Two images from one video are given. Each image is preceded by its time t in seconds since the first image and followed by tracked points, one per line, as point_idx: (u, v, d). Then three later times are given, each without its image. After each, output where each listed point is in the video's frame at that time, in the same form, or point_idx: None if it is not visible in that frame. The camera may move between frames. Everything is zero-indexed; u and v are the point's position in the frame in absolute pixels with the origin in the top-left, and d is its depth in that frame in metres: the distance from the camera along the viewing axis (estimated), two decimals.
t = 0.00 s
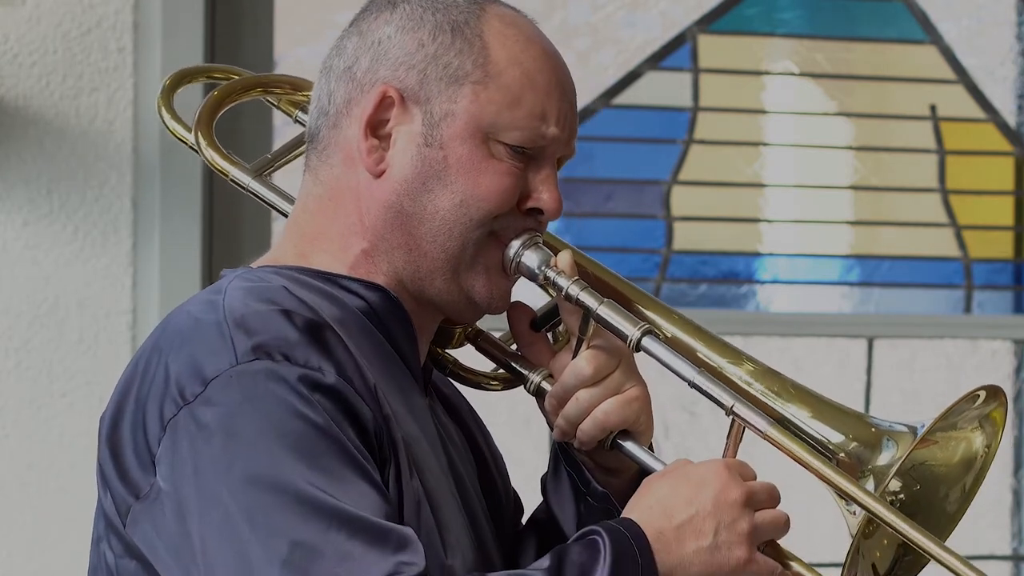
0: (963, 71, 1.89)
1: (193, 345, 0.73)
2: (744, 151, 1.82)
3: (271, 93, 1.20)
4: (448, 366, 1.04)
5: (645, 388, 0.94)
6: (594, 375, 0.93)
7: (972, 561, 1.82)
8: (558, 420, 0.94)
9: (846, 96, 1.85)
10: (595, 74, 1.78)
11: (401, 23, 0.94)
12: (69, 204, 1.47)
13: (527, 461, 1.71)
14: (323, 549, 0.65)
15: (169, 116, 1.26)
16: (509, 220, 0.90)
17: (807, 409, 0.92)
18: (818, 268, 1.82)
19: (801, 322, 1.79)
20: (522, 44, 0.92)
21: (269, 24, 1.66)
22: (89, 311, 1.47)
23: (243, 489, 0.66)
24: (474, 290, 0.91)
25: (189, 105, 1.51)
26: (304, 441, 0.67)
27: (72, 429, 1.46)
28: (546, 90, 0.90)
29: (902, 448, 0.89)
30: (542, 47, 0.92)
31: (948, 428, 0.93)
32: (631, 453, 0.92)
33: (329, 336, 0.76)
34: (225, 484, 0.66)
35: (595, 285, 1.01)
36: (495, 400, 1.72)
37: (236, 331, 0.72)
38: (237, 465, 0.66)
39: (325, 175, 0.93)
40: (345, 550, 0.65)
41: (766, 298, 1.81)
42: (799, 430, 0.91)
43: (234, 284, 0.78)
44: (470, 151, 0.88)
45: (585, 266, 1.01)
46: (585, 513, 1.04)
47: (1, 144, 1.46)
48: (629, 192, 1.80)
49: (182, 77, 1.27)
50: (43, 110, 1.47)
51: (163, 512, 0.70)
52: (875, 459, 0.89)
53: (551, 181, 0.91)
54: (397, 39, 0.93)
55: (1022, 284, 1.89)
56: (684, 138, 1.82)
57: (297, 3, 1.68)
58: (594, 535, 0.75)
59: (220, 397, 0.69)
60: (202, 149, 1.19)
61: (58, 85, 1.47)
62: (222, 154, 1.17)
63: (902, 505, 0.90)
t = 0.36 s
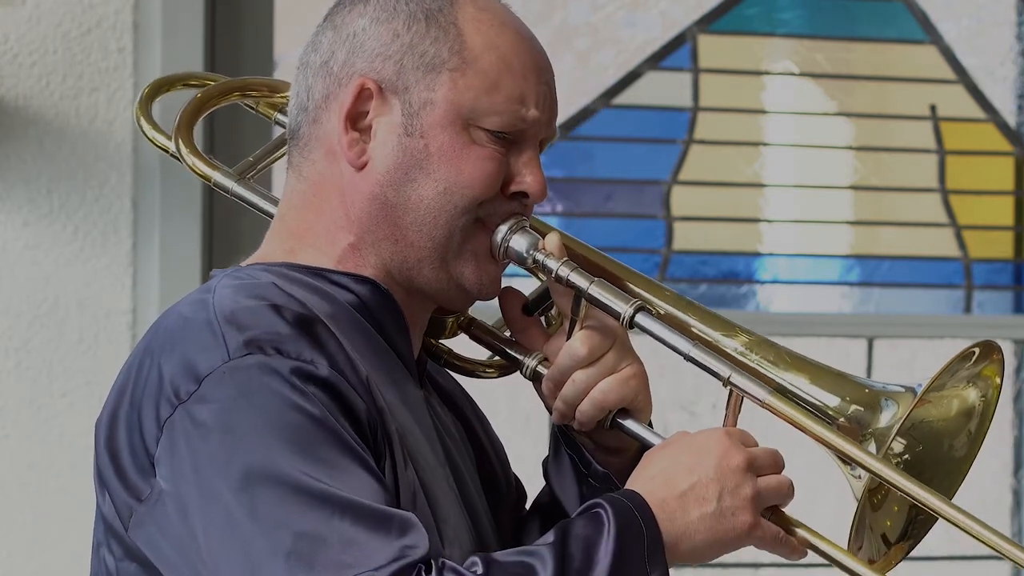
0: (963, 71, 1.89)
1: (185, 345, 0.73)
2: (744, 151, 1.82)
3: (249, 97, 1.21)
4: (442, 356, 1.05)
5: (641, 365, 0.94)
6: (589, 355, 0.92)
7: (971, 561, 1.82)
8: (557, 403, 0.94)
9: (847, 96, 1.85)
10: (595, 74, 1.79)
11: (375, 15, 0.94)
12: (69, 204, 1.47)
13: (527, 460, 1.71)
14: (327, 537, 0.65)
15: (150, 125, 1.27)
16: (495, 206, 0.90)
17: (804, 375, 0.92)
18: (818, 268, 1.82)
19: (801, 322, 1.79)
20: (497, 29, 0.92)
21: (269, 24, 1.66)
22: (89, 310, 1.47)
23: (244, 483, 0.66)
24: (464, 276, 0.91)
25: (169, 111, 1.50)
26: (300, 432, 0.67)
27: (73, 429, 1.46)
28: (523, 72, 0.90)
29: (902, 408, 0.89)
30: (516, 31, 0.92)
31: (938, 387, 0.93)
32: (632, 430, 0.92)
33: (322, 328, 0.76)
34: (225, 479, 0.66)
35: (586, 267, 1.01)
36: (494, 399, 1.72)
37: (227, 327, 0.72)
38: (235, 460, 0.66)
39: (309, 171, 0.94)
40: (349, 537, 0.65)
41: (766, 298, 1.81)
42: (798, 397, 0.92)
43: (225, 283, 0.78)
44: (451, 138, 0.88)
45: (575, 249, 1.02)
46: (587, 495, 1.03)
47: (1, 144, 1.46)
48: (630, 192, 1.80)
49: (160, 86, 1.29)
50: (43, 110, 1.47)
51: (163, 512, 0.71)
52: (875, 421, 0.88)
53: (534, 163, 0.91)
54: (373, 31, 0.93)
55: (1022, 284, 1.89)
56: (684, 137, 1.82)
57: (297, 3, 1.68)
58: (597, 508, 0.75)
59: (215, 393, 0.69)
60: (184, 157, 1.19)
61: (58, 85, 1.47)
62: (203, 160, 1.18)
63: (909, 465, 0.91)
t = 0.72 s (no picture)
0: (963, 71, 1.89)
1: (207, 351, 0.72)
2: (744, 151, 1.82)
3: (256, 98, 1.21)
4: (452, 360, 1.08)
5: (653, 372, 0.94)
6: (603, 361, 0.92)
7: (972, 561, 1.82)
8: (569, 409, 0.93)
9: (846, 96, 1.85)
10: (596, 74, 1.78)
11: (384, 18, 0.94)
12: (70, 204, 1.47)
13: (527, 460, 1.71)
14: (353, 545, 0.63)
15: (156, 126, 1.26)
16: (508, 208, 0.91)
17: (815, 383, 0.87)
18: (818, 268, 1.82)
19: (804, 322, 1.78)
20: (504, 30, 0.91)
21: (269, 24, 1.66)
22: (89, 310, 1.47)
23: (265, 489, 0.65)
24: (481, 281, 0.92)
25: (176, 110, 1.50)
26: (327, 443, 0.67)
27: (73, 429, 1.46)
28: (530, 72, 0.90)
29: (918, 417, 0.81)
30: (524, 31, 0.92)
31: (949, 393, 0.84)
32: (644, 438, 0.92)
33: (341, 344, 0.77)
34: (247, 483, 0.65)
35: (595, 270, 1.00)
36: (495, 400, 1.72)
37: (251, 336, 0.72)
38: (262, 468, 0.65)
39: (319, 174, 0.94)
40: (375, 546, 0.64)
41: (766, 298, 1.80)
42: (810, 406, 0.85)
43: (247, 291, 0.78)
44: (463, 141, 0.88)
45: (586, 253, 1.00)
46: (598, 502, 1.01)
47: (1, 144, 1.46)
48: (629, 192, 1.80)
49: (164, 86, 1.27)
50: (43, 110, 1.47)
51: (179, 517, 0.68)
52: (888, 432, 0.81)
53: (544, 164, 0.92)
54: (381, 35, 0.93)
55: (1023, 284, 1.90)
56: (684, 137, 1.82)
57: (297, 3, 1.68)
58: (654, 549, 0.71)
59: (240, 401, 0.68)
60: (191, 158, 1.19)
61: (58, 85, 1.47)
62: (212, 161, 1.17)
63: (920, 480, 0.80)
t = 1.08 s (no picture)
0: (963, 71, 1.89)
1: (227, 359, 0.71)
2: (744, 151, 1.82)
3: (306, 78, 1.19)
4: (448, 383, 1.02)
5: (646, 435, 0.93)
6: (599, 417, 0.91)
7: (971, 562, 1.82)
8: (555, 454, 0.93)
9: (846, 96, 1.85)
10: (596, 74, 1.78)
11: (427, 40, 0.91)
12: (69, 204, 1.47)
13: (527, 461, 1.71)
14: None
15: (199, 86, 1.23)
16: (536, 246, 0.89)
17: (803, 480, 0.92)
18: (818, 268, 1.82)
19: (801, 322, 1.79)
20: (550, 63, 0.89)
21: (269, 25, 1.66)
22: (89, 311, 1.47)
23: (263, 516, 0.63)
24: (492, 322, 0.90)
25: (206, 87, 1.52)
26: (333, 475, 0.65)
27: (72, 429, 1.46)
28: (574, 110, 0.88)
29: (893, 537, 0.87)
30: (569, 64, 0.90)
31: (947, 519, 0.92)
32: (624, 499, 0.91)
33: (364, 364, 0.76)
34: (245, 507, 0.64)
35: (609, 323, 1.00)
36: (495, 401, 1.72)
37: (273, 352, 0.70)
38: (263, 493, 0.64)
39: (350, 191, 0.91)
40: None
41: (766, 298, 1.81)
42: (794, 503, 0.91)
43: (268, 295, 0.76)
44: (500, 175, 0.87)
45: (606, 308, 1.00)
46: (564, 550, 1.00)
47: (1, 145, 1.47)
48: (630, 193, 1.80)
49: (214, 47, 1.25)
50: (43, 110, 1.47)
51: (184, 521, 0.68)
52: (864, 543, 0.87)
53: (574, 199, 0.90)
54: (424, 57, 0.90)
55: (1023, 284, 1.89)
56: (684, 137, 1.82)
57: (297, 3, 1.68)
58: None
59: (252, 417, 0.67)
60: (229, 126, 1.16)
61: (58, 85, 1.47)
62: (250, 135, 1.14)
63: None
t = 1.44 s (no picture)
0: (963, 71, 1.89)
1: (214, 350, 0.70)
2: (744, 151, 1.82)
3: (290, 75, 1.19)
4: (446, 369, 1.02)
5: (643, 410, 0.91)
6: (594, 394, 0.89)
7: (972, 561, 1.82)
8: (553, 434, 0.91)
9: (846, 96, 1.85)
10: (596, 74, 1.78)
11: (421, 31, 0.91)
12: (69, 203, 1.47)
13: (527, 461, 1.71)
14: (333, 568, 0.62)
15: (185, 90, 1.22)
16: (521, 236, 0.89)
17: (802, 446, 0.89)
18: (818, 268, 1.82)
19: (801, 321, 1.79)
20: (542, 57, 0.89)
21: (268, 25, 1.66)
22: (89, 311, 1.47)
23: (259, 503, 0.63)
24: (484, 300, 0.90)
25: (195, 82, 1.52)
26: (323, 457, 0.65)
27: (72, 429, 1.46)
28: (563, 103, 0.88)
29: (895, 496, 0.85)
30: (561, 58, 0.90)
31: (949, 476, 0.90)
32: (625, 475, 0.90)
33: (353, 348, 0.75)
34: (241, 495, 0.64)
35: (607, 307, 0.99)
36: (495, 400, 1.72)
37: (260, 340, 0.70)
38: (255, 479, 0.64)
39: (339, 180, 0.91)
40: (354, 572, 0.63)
41: (766, 298, 1.81)
42: (795, 468, 0.88)
43: (256, 288, 0.76)
44: (486, 166, 0.86)
45: (595, 283, 1.00)
46: (573, 530, 1.00)
47: (2, 145, 1.47)
48: (629, 193, 1.80)
49: (198, 50, 1.25)
50: (43, 110, 1.47)
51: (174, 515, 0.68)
52: (867, 504, 0.85)
53: (563, 195, 0.89)
54: (417, 49, 0.90)
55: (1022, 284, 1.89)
56: (684, 137, 1.82)
57: (297, 3, 1.68)
58: None
59: (241, 404, 0.67)
60: (217, 126, 1.15)
61: (58, 85, 1.47)
62: (237, 134, 1.13)
63: (882, 545, 0.85)
